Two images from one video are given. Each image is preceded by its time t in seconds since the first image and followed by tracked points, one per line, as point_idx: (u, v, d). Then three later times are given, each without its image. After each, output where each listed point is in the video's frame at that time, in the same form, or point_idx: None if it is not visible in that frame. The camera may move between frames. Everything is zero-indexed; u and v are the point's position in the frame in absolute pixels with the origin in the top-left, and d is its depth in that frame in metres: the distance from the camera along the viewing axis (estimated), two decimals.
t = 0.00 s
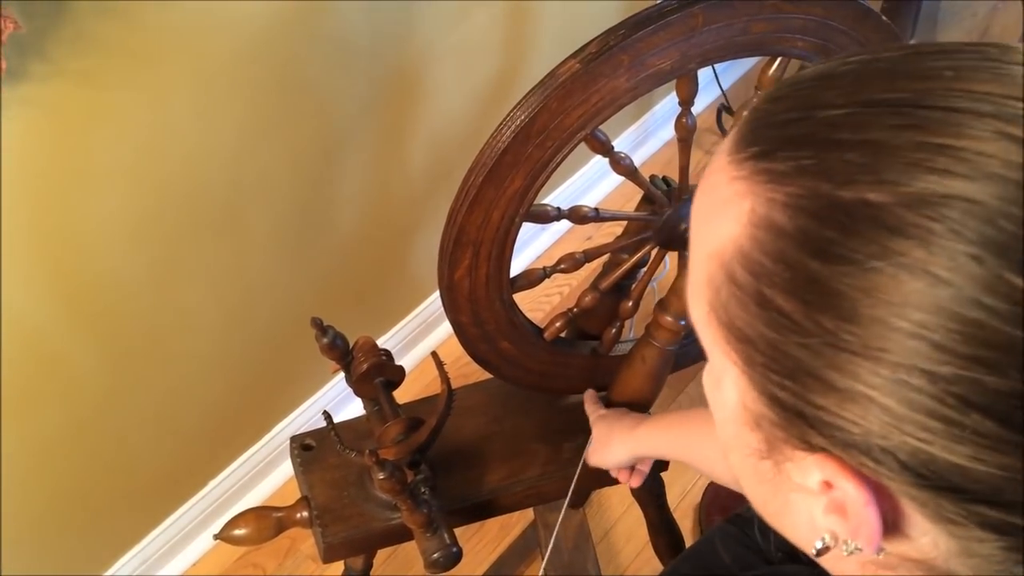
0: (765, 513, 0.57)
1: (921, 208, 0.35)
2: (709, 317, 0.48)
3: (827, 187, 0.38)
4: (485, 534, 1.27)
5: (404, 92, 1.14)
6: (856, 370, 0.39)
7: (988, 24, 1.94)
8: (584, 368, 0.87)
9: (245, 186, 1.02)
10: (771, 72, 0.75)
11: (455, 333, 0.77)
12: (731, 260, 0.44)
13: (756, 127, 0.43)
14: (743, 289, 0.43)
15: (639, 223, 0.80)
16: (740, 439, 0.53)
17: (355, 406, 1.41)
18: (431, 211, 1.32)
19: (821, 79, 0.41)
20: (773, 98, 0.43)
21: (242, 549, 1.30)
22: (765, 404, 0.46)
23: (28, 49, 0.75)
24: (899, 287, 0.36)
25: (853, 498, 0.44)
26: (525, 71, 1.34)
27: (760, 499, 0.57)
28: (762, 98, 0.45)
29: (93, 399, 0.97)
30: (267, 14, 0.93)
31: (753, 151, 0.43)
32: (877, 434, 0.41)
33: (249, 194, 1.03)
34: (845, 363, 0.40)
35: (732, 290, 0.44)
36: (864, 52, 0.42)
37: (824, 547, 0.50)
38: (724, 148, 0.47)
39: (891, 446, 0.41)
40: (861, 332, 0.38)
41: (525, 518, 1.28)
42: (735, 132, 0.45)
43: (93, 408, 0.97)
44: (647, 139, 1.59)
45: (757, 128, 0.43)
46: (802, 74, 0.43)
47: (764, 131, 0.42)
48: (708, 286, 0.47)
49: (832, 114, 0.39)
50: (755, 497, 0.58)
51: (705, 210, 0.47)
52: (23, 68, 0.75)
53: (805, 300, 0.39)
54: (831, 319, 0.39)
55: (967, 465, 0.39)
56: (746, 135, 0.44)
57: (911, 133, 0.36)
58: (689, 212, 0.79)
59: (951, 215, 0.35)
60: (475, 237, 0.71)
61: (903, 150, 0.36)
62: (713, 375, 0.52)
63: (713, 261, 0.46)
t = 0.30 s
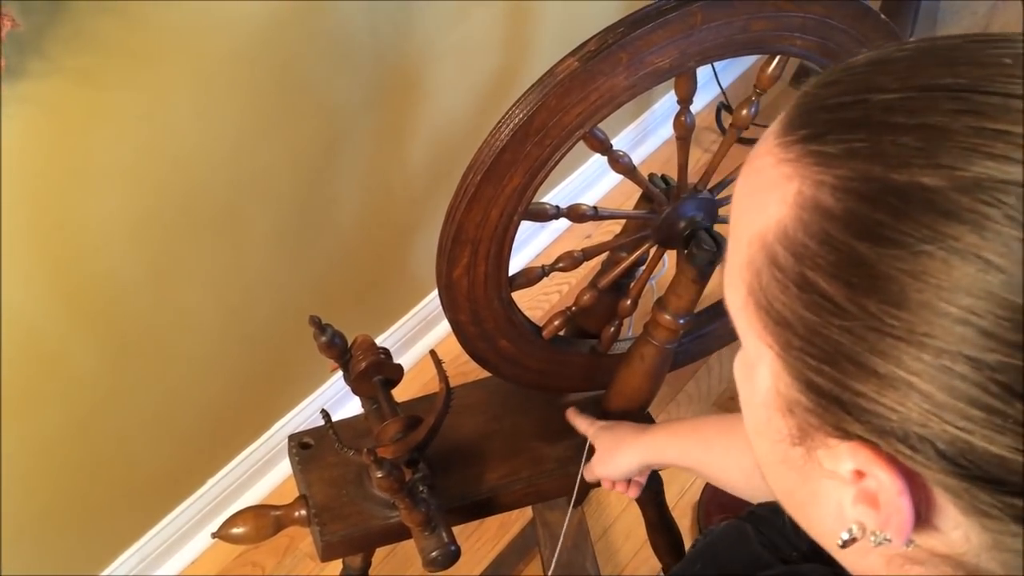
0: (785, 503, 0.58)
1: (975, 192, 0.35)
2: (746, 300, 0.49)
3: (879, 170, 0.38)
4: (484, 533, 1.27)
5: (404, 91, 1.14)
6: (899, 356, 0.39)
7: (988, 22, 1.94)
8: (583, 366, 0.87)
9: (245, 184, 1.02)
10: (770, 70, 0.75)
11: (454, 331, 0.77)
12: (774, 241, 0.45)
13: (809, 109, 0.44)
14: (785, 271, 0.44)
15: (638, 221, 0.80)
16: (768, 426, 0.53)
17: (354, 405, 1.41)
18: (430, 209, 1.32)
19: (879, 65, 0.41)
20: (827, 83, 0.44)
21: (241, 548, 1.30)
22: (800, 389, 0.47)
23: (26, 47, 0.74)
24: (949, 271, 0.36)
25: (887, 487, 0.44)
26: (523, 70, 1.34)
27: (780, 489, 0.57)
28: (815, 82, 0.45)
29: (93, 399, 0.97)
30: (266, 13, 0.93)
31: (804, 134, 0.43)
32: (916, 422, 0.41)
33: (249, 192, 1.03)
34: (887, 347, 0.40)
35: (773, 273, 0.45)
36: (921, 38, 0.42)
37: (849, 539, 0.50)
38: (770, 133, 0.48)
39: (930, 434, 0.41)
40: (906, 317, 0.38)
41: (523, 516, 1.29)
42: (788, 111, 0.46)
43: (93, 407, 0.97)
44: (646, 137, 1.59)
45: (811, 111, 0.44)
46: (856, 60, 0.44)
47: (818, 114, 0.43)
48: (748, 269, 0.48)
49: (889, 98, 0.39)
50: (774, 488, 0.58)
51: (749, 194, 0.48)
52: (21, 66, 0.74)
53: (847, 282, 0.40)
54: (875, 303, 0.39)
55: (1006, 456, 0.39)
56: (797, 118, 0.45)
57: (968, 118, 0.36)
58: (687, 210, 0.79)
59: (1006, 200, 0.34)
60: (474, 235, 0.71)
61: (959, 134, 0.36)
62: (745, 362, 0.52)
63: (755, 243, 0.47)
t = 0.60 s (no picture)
0: (782, 500, 0.58)
1: (996, 178, 0.35)
2: (752, 291, 0.49)
3: (897, 158, 0.38)
4: (483, 533, 1.27)
5: (403, 91, 1.14)
6: (914, 343, 0.40)
7: (988, 21, 1.94)
8: (581, 366, 0.88)
9: (244, 184, 1.02)
10: (767, 69, 0.75)
11: (453, 330, 0.77)
12: (785, 231, 0.45)
13: (818, 100, 0.44)
14: (798, 260, 0.44)
15: (637, 221, 0.80)
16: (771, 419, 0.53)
17: (353, 404, 1.41)
18: (429, 209, 1.32)
19: (890, 56, 0.42)
20: (835, 74, 0.44)
21: (240, 548, 1.30)
22: (809, 380, 0.47)
23: (26, 48, 0.74)
24: (969, 257, 0.36)
25: (899, 476, 0.44)
26: (522, 70, 1.34)
27: (775, 483, 0.58)
28: (823, 73, 0.46)
29: (92, 399, 0.97)
30: (264, 13, 0.93)
31: (815, 123, 0.44)
32: (932, 409, 0.41)
33: (248, 192, 1.03)
34: (904, 334, 0.40)
35: (784, 263, 0.45)
36: (930, 31, 0.42)
37: (851, 531, 0.51)
38: (776, 123, 0.48)
39: (944, 421, 0.41)
40: (923, 304, 0.38)
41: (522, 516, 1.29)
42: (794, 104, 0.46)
43: (91, 407, 0.97)
44: (644, 136, 1.59)
45: (820, 102, 0.44)
46: (862, 52, 0.44)
47: (828, 105, 0.43)
48: (756, 260, 0.48)
49: (904, 86, 0.40)
50: (772, 484, 0.58)
51: (756, 184, 0.48)
52: (19, 66, 0.74)
53: (864, 270, 0.40)
54: (890, 288, 0.39)
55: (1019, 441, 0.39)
56: (806, 108, 0.45)
57: (987, 106, 0.37)
58: (686, 210, 0.79)
59: None
60: (472, 235, 0.71)
61: (978, 121, 0.37)
62: (749, 355, 0.52)
63: (764, 233, 0.47)
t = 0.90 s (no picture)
0: (777, 491, 0.58)
1: (963, 170, 0.36)
2: (739, 285, 0.49)
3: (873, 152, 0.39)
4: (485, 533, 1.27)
5: (402, 91, 1.14)
6: (885, 333, 0.40)
7: (988, 20, 1.93)
8: (581, 366, 0.88)
9: (245, 184, 1.02)
10: (768, 69, 0.75)
11: (454, 331, 0.77)
12: (768, 224, 0.45)
13: (803, 100, 0.45)
14: (779, 252, 0.44)
15: (637, 221, 0.81)
16: (760, 411, 0.53)
17: (355, 405, 1.41)
18: (430, 209, 1.32)
19: (875, 56, 0.42)
20: (825, 74, 0.44)
21: (242, 548, 1.30)
22: (790, 371, 0.47)
23: (25, 49, 0.74)
24: (936, 248, 0.37)
25: (873, 467, 0.44)
26: (522, 70, 1.34)
27: (772, 475, 0.57)
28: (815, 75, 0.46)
29: (93, 399, 0.97)
30: (263, 14, 0.93)
31: (798, 122, 0.44)
32: (902, 398, 0.42)
33: (249, 192, 1.03)
34: (875, 324, 0.40)
35: (766, 256, 0.46)
36: (913, 33, 0.43)
37: (837, 523, 0.51)
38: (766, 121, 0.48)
39: (915, 410, 0.41)
40: (894, 295, 0.39)
41: (524, 516, 1.29)
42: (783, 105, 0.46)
43: (92, 407, 0.97)
44: (645, 136, 1.59)
45: (806, 101, 0.44)
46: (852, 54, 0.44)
47: (812, 103, 0.44)
48: (742, 253, 0.48)
49: (883, 84, 0.40)
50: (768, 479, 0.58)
51: (745, 180, 0.48)
52: (19, 66, 0.74)
53: (839, 262, 0.40)
54: (863, 279, 0.39)
55: (986, 430, 0.40)
56: (793, 107, 0.45)
57: (961, 101, 0.37)
58: (687, 209, 0.79)
59: (993, 178, 0.35)
60: (473, 236, 0.71)
61: (950, 116, 0.37)
62: (740, 348, 0.52)
63: (749, 228, 0.47)
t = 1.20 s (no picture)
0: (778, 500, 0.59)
1: (937, 206, 0.35)
2: (732, 302, 0.49)
3: (852, 178, 0.38)
4: (486, 532, 1.27)
5: (403, 90, 1.14)
6: (860, 364, 0.40)
7: (990, 17, 1.93)
8: (583, 367, 0.87)
9: (245, 184, 1.02)
10: (770, 69, 0.75)
11: (456, 332, 0.77)
12: (756, 245, 0.45)
13: (801, 111, 0.44)
14: (765, 276, 0.44)
15: (638, 221, 0.80)
16: (755, 425, 0.54)
17: (356, 405, 1.41)
18: (430, 208, 1.32)
19: (871, 70, 0.41)
20: (822, 86, 0.43)
21: (243, 548, 1.30)
22: (779, 391, 0.47)
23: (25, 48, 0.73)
24: (904, 285, 0.36)
25: (852, 495, 0.45)
26: (523, 69, 1.34)
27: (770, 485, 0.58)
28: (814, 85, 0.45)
29: (95, 400, 0.97)
30: (266, 14, 0.93)
31: (789, 139, 0.43)
32: (877, 431, 0.42)
33: (249, 192, 1.03)
34: (850, 356, 0.40)
35: (754, 277, 0.45)
36: (913, 45, 0.42)
37: (829, 540, 0.52)
38: (764, 136, 0.47)
39: (891, 443, 0.42)
40: (866, 327, 0.38)
41: (525, 515, 1.29)
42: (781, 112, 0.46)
43: (93, 408, 0.97)
44: (647, 135, 1.59)
45: (800, 115, 0.43)
46: (852, 66, 0.43)
47: (804, 120, 0.43)
48: (733, 271, 0.48)
49: (871, 105, 0.39)
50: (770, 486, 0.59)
51: (741, 194, 0.48)
52: (20, 66, 0.73)
53: (815, 290, 0.40)
54: (838, 310, 0.39)
55: (960, 469, 0.40)
56: (788, 122, 0.44)
57: (944, 130, 0.36)
58: (689, 209, 0.78)
59: (964, 215, 0.35)
60: (474, 236, 0.71)
61: (931, 145, 0.36)
62: (737, 361, 0.52)
63: (739, 245, 0.47)
